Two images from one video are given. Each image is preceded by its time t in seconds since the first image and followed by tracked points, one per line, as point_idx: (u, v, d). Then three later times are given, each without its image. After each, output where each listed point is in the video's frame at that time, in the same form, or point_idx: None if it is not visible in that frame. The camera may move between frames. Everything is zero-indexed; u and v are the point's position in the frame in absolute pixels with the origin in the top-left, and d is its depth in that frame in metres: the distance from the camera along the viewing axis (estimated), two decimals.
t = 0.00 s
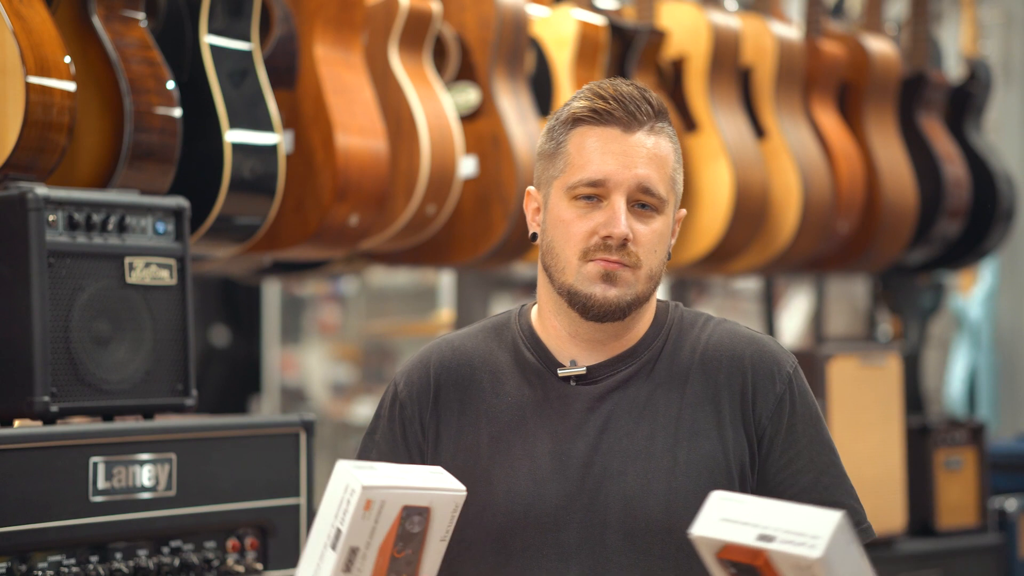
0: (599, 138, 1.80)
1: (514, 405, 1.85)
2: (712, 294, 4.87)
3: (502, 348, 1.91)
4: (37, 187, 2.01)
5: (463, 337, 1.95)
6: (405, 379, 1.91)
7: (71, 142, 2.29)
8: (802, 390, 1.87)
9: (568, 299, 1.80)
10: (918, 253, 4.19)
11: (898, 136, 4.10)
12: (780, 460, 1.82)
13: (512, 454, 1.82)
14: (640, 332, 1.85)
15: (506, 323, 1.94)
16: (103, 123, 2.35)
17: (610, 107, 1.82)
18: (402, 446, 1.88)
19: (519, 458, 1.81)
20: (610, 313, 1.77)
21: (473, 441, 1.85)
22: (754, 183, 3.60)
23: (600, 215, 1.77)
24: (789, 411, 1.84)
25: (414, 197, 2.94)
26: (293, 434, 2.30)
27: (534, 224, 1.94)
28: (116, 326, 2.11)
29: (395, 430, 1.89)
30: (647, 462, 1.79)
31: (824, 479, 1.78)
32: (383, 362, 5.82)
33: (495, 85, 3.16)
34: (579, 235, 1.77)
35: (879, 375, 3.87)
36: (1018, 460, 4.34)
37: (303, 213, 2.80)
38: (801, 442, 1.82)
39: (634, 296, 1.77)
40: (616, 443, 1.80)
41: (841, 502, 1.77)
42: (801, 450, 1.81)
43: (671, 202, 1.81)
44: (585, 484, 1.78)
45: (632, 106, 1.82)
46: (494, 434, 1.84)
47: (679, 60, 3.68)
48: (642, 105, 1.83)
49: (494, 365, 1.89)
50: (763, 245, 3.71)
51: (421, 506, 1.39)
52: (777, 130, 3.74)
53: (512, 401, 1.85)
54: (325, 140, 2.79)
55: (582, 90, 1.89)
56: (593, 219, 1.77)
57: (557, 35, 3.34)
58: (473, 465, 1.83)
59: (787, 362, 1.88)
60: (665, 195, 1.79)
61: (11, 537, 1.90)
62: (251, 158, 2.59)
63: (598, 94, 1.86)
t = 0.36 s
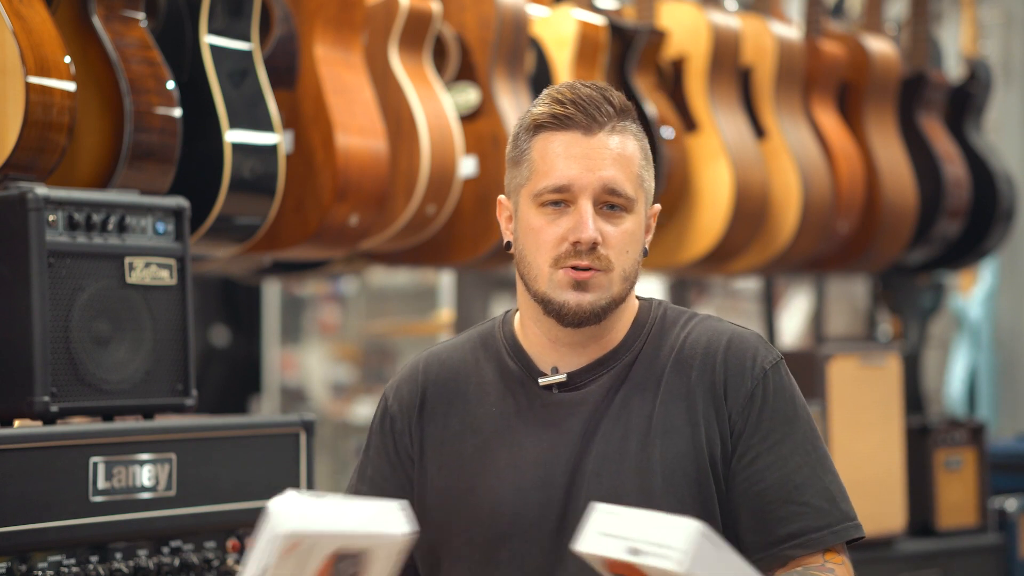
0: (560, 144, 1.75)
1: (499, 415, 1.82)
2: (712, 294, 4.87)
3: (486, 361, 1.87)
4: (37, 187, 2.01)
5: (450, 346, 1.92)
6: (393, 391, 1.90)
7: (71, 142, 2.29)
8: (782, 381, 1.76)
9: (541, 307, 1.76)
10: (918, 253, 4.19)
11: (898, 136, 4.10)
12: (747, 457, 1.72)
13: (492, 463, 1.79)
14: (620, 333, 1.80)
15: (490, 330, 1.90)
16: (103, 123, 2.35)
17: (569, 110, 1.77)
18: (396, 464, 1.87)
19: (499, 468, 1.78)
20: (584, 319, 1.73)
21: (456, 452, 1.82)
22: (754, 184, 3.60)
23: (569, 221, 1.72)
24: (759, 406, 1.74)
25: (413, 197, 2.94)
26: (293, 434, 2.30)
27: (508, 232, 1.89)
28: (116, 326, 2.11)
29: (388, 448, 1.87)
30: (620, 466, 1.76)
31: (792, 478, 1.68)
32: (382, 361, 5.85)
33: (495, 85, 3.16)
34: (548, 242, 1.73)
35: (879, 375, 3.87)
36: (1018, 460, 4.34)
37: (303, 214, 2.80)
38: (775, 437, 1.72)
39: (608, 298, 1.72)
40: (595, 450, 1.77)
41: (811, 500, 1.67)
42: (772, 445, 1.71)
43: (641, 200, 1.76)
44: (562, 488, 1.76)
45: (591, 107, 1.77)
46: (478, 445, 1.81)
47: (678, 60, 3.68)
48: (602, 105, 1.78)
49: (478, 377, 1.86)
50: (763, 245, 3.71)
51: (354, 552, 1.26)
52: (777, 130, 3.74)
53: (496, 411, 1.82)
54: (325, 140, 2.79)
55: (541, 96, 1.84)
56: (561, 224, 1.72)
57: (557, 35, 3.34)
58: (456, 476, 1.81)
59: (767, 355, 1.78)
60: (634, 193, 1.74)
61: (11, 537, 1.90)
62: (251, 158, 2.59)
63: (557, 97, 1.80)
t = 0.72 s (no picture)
0: (520, 171, 1.73)
1: (480, 428, 1.82)
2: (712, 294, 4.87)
3: (468, 377, 1.87)
4: (37, 187, 2.01)
5: (432, 362, 1.92)
6: (382, 415, 1.92)
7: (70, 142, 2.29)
8: (777, 388, 1.75)
9: (515, 331, 1.75)
10: (918, 253, 4.19)
11: (898, 136, 4.09)
12: (753, 467, 1.71)
13: (480, 475, 1.79)
14: (598, 345, 1.79)
15: (472, 345, 1.90)
16: (103, 123, 2.35)
17: (528, 135, 1.74)
18: (380, 477, 1.90)
19: (487, 481, 1.78)
20: (557, 344, 1.73)
21: (444, 467, 1.82)
22: (755, 184, 3.60)
23: (534, 247, 1.71)
24: (758, 416, 1.73)
25: (413, 197, 2.94)
26: (293, 434, 2.30)
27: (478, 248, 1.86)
28: (116, 326, 2.11)
29: (373, 466, 1.91)
30: (612, 479, 1.74)
31: (802, 482, 1.69)
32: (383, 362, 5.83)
33: (495, 85, 3.16)
34: (515, 269, 1.72)
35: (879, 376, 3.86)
36: (1018, 460, 4.35)
37: (303, 214, 2.80)
38: (778, 445, 1.71)
39: (580, 322, 1.72)
40: (581, 462, 1.76)
41: (825, 502, 1.68)
42: (777, 455, 1.71)
43: (609, 217, 1.74)
44: (552, 502, 1.75)
45: (550, 130, 1.74)
46: (464, 458, 1.81)
47: (679, 60, 3.68)
48: (561, 128, 1.75)
49: (459, 393, 1.85)
50: (763, 245, 3.71)
51: None
52: (776, 130, 3.74)
53: (477, 425, 1.82)
54: (325, 139, 2.79)
55: (500, 118, 1.81)
56: (527, 250, 1.71)
57: (557, 35, 3.34)
58: (446, 489, 1.81)
59: (756, 363, 1.77)
60: (601, 213, 1.72)
61: (11, 536, 1.90)
62: (251, 158, 2.59)
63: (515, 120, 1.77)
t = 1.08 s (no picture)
0: (525, 160, 1.75)
1: (494, 411, 1.81)
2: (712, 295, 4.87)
3: (486, 360, 1.87)
4: (37, 187, 2.01)
5: (448, 348, 1.92)
6: (389, 397, 1.91)
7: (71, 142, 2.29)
8: (795, 400, 1.77)
9: (526, 318, 1.77)
10: (918, 253, 4.19)
11: (898, 135, 4.09)
12: (759, 472, 1.73)
13: (491, 458, 1.78)
14: (610, 339, 1.80)
15: (487, 333, 1.91)
16: (103, 123, 2.35)
17: (533, 124, 1.76)
18: (385, 457, 1.88)
19: (497, 462, 1.78)
20: (567, 333, 1.74)
21: (452, 446, 1.82)
22: (754, 184, 3.60)
23: (538, 233, 1.72)
24: (771, 422, 1.75)
25: (413, 196, 2.94)
26: (293, 434, 2.30)
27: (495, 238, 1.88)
28: (116, 326, 2.11)
29: (380, 448, 1.89)
30: (632, 467, 1.74)
31: (807, 494, 1.71)
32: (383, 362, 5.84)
33: (495, 84, 3.16)
34: (519, 256, 1.73)
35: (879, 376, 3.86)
36: (1018, 459, 4.35)
37: (303, 214, 2.80)
38: (790, 455, 1.73)
39: (588, 309, 1.73)
40: (595, 447, 1.75)
41: (826, 518, 1.70)
42: (787, 465, 1.73)
43: (616, 205, 1.75)
44: (565, 485, 1.74)
45: (555, 118, 1.76)
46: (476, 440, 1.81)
47: (678, 60, 3.68)
48: (565, 116, 1.76)
49: (475, 376, 1.86)
50: (762, 245, 3.71)
51: None
52: (777, 129, 3.74)
53: (490, 408, 1.82)
54: (325, 139, 2.79)
55: (508, 109, 1.83)
56: (531, 236, 1.73)
57: (557, 35, 3.34)
58: (455, 471, 1.80)
59: (778, 372, 1.78)
60: (606, 200, 1.73)
61: (11, 537, 1.90)
62: (251, 158, 2.59)
63: (521, 110, 1.79)
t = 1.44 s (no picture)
0: (532, 167, 1.74)
1: (501, 408, 1.81)
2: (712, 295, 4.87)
3: (494, 360, 1.86)
4: (37, 187, 2.01)
5: (454, 348, 1.91)
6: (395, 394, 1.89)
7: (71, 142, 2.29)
8: (798, 394, 1.77)
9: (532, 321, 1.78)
10: (918, 253, 4.19)
11: (898, 136, 4.09)
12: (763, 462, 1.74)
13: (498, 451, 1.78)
14: (616, 337, 1.81)
15: (494, 333, 1.90)
16: (103, 123, 2.35)
17: (540, 131, 1.76)
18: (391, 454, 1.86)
19: (505, 455, 1.77)
20: (573, 338, 1.74)
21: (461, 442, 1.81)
22: (754, 184, 3.60)
23: (546, 240, 1.73)
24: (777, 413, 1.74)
25: (413, 197, 2.94)
26: (292, 434, 2.30)
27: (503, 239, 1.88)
28: (116, 326, 2.11)
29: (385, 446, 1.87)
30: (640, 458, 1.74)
31: (808, 481, 1.71)
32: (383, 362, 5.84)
33: (495, 85, 3.16)
34: (526, 262, 1.74)
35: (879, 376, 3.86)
36: (1017, 459, 4.35)
37: (304, 213, 2.80)
38: (793, 445, 1.73)
39: (595, 314, 1.73)
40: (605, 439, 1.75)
41: (826, 502, 1.71)
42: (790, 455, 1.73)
43: (623, 210, 1.75)
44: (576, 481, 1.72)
45: (561, 126, 1.75)
46: (484, 436, 1.80)
47: (678, 60, 3.68)
48: (571, 124, 1.76)
49: (484, 373, 1.85)
50: (762, 245, 3.71)
51: None
52: (776, 130, 3.74)
53: (498, 404, 1.81)
54: (325, 139, 2.79)
55: (515, 115, 1.83)
56: (539, 243, 1.73)
57: (557, 35, 3.34)
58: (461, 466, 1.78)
59: (781, 367, 1.78)
60: (613, 206, 1.73)
61: (11, 537, 1.90)
62: (251, 158, 2.59)
63: (528, 117, 1.80)
